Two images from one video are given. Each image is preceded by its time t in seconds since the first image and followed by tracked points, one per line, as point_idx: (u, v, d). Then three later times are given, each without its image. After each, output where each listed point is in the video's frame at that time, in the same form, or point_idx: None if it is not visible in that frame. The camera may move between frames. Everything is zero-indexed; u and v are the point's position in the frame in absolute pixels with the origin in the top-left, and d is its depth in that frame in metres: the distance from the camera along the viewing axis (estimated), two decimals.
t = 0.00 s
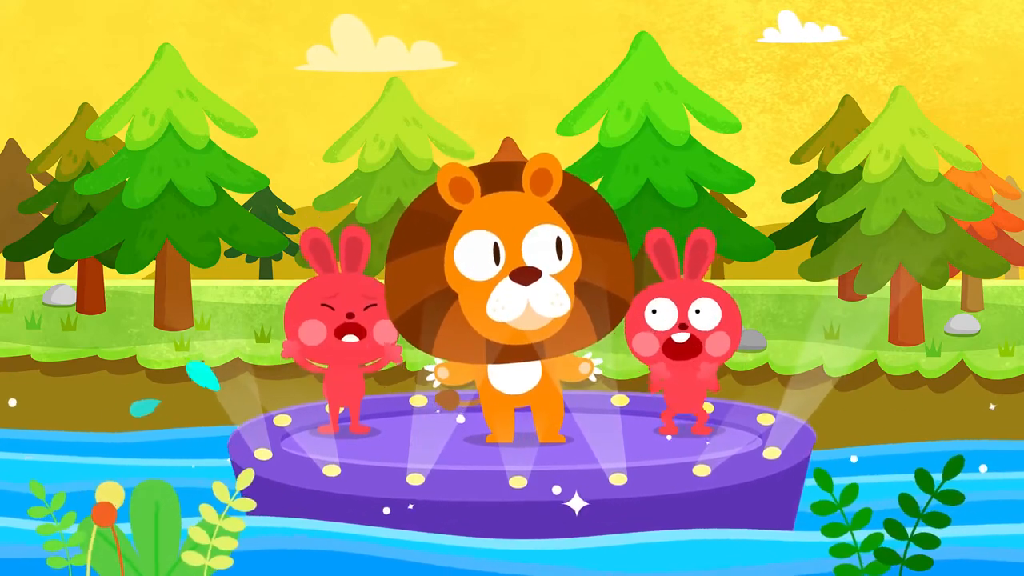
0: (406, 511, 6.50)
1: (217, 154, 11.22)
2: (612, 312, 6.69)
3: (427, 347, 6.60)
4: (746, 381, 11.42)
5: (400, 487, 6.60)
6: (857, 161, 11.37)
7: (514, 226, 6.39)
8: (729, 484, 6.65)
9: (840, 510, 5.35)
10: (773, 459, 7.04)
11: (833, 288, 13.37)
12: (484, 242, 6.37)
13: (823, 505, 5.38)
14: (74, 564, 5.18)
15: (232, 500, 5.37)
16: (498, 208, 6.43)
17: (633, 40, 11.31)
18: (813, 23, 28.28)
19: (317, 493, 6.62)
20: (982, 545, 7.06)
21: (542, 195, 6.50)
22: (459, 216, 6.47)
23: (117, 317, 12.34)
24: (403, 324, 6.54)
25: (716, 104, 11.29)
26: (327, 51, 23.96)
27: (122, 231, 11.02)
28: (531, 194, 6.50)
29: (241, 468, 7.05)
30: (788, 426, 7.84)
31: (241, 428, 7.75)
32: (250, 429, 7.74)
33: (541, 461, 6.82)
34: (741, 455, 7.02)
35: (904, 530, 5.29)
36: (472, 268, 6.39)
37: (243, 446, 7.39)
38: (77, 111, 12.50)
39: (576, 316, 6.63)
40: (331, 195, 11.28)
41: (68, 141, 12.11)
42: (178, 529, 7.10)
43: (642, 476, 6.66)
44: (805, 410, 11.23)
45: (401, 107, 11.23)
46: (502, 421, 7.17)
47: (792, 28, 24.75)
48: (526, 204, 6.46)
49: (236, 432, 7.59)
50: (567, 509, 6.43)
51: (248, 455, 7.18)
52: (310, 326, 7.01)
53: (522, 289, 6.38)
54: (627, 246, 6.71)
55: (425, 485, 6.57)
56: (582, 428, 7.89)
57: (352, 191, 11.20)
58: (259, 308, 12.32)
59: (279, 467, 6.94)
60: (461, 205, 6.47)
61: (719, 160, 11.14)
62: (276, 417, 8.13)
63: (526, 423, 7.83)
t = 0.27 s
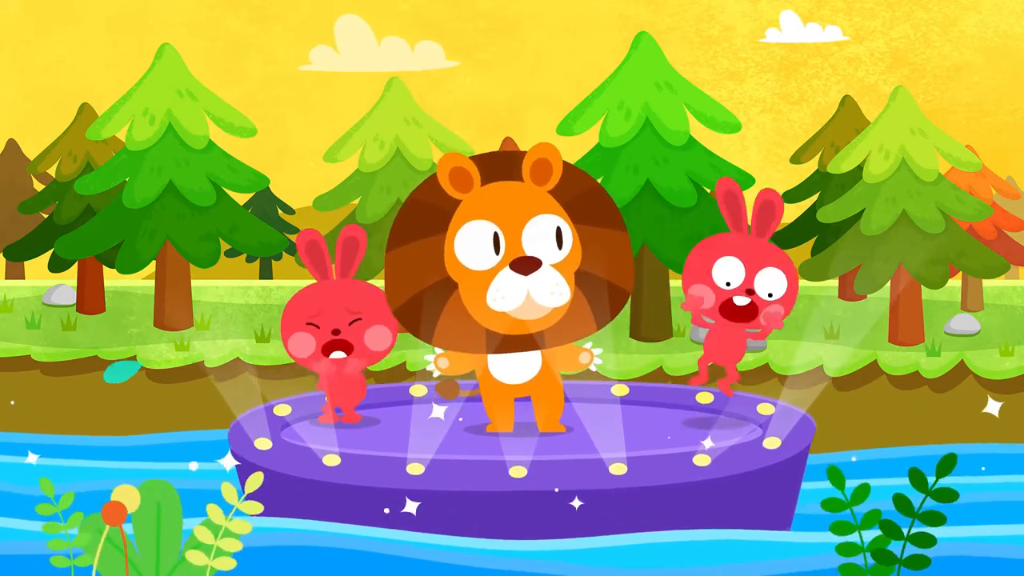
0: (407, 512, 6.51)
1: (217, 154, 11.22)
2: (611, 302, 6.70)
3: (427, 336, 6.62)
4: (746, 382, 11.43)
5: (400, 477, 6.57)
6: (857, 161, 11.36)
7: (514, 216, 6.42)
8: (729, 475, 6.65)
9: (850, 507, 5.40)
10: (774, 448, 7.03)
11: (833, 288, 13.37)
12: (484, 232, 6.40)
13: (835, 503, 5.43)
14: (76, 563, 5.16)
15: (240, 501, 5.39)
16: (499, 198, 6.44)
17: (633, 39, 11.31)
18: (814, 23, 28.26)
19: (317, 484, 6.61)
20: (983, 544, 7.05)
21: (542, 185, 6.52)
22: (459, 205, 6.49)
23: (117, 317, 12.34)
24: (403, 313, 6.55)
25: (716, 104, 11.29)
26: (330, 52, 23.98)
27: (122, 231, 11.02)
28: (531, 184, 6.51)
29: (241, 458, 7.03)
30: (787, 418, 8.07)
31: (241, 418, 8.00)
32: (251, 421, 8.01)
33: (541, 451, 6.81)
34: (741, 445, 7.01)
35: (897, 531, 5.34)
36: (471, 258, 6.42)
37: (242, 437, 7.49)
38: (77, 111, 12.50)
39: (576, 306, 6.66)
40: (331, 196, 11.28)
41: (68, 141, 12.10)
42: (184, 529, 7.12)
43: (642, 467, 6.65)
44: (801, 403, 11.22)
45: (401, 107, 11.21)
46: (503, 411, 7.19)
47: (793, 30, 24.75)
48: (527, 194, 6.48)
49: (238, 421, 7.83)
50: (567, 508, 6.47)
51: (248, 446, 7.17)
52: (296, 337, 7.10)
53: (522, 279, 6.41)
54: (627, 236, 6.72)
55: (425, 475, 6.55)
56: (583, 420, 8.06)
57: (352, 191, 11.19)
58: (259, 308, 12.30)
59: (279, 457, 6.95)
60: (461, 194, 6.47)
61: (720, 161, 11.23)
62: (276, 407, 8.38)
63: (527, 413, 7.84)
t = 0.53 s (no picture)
0: (407, 510, 6.51)
1: (217, 154, 11.22)
2: (610, 305, 6.71)
3: (427, 341, 6.63)
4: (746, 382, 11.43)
5: (401, 483, 6.64)
6: (857, 161, 11.37)
7: (514, 222, 6.42)
8: (729, 479, 6.65)
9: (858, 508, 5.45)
10: (774, 454, 7.05)
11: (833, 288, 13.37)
12: (486, 237, 6.40)
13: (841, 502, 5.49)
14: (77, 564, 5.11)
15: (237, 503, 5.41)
16: (499, 204, 6.44)
17: (633, 40, 11.31)
18: (815, 22, 28.23)
19: (317, 489, 6.65)
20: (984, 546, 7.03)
21: (542, 191, 6.50)
22: (459, 211, 6.48)
23: (117, 317, 12.33)
24: (403, 318, 6.57)
25: (716, 104, 11.30)
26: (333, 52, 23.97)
27: (122, 231, 11.03)
28: (530, 190, 6.50)
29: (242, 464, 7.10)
30: (786, 424, 8.21)
31: (245, 421, 8.42)
32: (253, 422, 8.43)
33: (540, 457, 6.89)
34: (741, 451, 7.04)
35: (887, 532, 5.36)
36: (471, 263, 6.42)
37: (246, 441, 7.84)
38: (77, 111, 12.50)
39: (576, 311, 6.67)
40: (331, 196, 11.28)
41: (68, 141, 12.10)
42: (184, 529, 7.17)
43: (642, 472, 6.68)
44: (801, 403, 11.23)
45: (401, 107, 11.23)
46: (502, 416, 7.22)
47: (794, 28, 24.71)
48: (527, 200, 6.47)
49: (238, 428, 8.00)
50: (567, 508, 6.45)
51: (248, 451, 7.27)
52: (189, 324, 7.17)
53: (521, 284, 6.41)
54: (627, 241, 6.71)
55: (425, 480, 6.63)
56: (582, 426, 8.25)
57: (352, 192, 11.19)
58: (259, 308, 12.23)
59: (279, 463, 6.98)
60: (461, 200, 6.47)
61: (720, 160, 11.20)
62: (276, 411, 8.78)
63: (525, 418, 7.98)
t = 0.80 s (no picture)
0: (406, 512, 6.55)
1: (217, 154, 11.22)
2: (610, 313, 6.68)
3: (427, 350, 6.57)
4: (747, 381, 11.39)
5: (400, 490, 6.66)
6: (857, 161, 11.38)
7: (514, 231, 6.39)
8: (729, 488, 6.73)
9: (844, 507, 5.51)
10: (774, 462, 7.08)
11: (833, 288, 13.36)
12: (487, 246, 6.36)
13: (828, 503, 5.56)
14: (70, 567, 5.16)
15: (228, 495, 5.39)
16: (499, 212, 6.42)
17: (633, 40, 11.31)
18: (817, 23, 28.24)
19: (319, 496, 6.68)
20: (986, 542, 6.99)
21: (542, 200, 6.49)
22: (459, 220, 6.44)
23: (117, 317, 12.33)
24: (403, 327, 6.51)
25: (716, 104, 11.30)
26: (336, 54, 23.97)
27: (121, 231, 11.02)
28: (531, 199, 6.49)
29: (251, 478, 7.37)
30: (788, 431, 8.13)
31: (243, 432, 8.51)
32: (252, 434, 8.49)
33: (541, 465, 6.77)
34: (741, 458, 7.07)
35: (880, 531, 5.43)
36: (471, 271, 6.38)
37: (246, 453, 8.09)
38: (77, 112, 12.50)
39: (576, 320, 6.64)
40: (331, 196, 11.28)
41: (68, 141, 12.10)
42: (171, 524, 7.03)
43: (643, 481, 6.71)
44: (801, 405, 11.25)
45: (401, 107, 11.26)
46: (503, 425, 7.13)
47: (797, 29, 24.72)
48: (527, 208, 6.45)
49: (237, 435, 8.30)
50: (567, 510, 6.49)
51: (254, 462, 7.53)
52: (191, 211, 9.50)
53: (522, 293, 6.38)
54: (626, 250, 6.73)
55: (425, 488, 6.62)
56: (584, 433, 8.23)
57: (352, 191, 11.18)
58: (259, 308, 12.25)
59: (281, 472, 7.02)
60: (461, 209, 6.44)
61: (720, 161, 11.21)
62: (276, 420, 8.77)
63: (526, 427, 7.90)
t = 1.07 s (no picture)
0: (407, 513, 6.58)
1: (217, 154, 11.22)
2: (609, 312, 6.69)
3: (427, 353, 6.58)
4: (747, 381, 11.39)
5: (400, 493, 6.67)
6: (857, 161, 11.38)
7: (514, 234, 6.39)
8: (729, 491, 6.74)
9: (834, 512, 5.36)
10: (774, 466, 7.09)
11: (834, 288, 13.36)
12: (488, 249, 6.35)
13: (817, 507, 5.41)
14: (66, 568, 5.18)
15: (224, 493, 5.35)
16: (500, 215, 6.41)
17: (633, 40, 11.31)
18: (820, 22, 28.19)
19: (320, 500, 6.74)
20: (983, 545, 7.06)
21: (543, 202, 6.49)
22: (460, 222, 6.44)
23: (117, 317, 12.32)
24: (403, 329, 6.51)
25: (716, 104, 11.30)
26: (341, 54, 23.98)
27: (122, 231, 11.03)
28: (531, 202, 6.49)
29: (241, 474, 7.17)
30: (788, 435, 8.35)
31: (242, 434, 8.47)
32: (251, 436, 8.49)
33: (541, 469, 6.88)
34: (740, 462, 7.07)
35: (893, 531, 5.31)
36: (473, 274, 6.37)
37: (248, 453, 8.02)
38: (77, 112, 12.50)
39: (576, 322, 6.65)
40: (331, 195, 11.28)
41: (68, 141, 12.10)
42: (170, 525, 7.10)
43: (642, 484, 6.73)
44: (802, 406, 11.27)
45: (401, 106, 11.24)
46: (503, 428, 7.19)
47: (800, 27, 24.71)
48: (527, 211, 6.45)
49: (237, 438, 8.29)
50: (567, 512, 6.54)
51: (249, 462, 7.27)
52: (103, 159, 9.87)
53: (521, 296, 6.37)
54: (626, 252, 6.74)
55: (425, 492, 6.62)
56: (584, 436, 8.33)
57: (352, 191, 11.18)
58: (259, 308, 12.24)
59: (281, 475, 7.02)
60: (462, 212, 6.43)
61: (720, 161, 11.22)
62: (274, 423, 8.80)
63: (526, 429, 7.90)
